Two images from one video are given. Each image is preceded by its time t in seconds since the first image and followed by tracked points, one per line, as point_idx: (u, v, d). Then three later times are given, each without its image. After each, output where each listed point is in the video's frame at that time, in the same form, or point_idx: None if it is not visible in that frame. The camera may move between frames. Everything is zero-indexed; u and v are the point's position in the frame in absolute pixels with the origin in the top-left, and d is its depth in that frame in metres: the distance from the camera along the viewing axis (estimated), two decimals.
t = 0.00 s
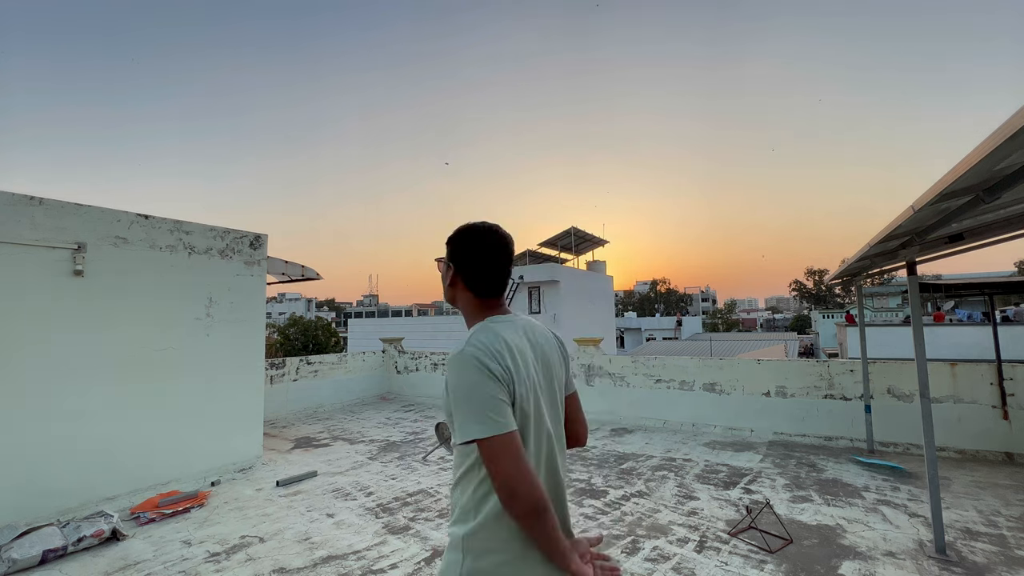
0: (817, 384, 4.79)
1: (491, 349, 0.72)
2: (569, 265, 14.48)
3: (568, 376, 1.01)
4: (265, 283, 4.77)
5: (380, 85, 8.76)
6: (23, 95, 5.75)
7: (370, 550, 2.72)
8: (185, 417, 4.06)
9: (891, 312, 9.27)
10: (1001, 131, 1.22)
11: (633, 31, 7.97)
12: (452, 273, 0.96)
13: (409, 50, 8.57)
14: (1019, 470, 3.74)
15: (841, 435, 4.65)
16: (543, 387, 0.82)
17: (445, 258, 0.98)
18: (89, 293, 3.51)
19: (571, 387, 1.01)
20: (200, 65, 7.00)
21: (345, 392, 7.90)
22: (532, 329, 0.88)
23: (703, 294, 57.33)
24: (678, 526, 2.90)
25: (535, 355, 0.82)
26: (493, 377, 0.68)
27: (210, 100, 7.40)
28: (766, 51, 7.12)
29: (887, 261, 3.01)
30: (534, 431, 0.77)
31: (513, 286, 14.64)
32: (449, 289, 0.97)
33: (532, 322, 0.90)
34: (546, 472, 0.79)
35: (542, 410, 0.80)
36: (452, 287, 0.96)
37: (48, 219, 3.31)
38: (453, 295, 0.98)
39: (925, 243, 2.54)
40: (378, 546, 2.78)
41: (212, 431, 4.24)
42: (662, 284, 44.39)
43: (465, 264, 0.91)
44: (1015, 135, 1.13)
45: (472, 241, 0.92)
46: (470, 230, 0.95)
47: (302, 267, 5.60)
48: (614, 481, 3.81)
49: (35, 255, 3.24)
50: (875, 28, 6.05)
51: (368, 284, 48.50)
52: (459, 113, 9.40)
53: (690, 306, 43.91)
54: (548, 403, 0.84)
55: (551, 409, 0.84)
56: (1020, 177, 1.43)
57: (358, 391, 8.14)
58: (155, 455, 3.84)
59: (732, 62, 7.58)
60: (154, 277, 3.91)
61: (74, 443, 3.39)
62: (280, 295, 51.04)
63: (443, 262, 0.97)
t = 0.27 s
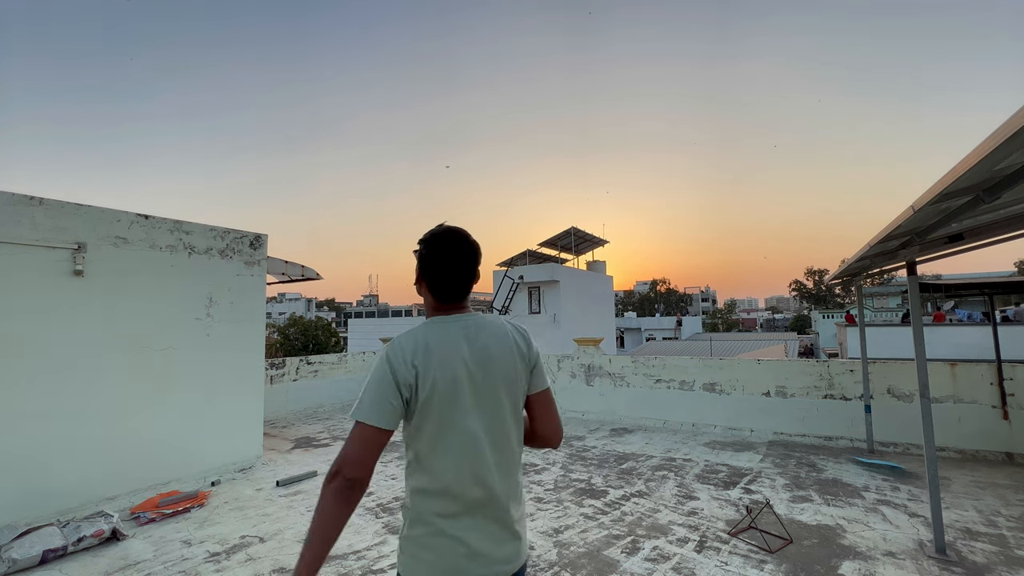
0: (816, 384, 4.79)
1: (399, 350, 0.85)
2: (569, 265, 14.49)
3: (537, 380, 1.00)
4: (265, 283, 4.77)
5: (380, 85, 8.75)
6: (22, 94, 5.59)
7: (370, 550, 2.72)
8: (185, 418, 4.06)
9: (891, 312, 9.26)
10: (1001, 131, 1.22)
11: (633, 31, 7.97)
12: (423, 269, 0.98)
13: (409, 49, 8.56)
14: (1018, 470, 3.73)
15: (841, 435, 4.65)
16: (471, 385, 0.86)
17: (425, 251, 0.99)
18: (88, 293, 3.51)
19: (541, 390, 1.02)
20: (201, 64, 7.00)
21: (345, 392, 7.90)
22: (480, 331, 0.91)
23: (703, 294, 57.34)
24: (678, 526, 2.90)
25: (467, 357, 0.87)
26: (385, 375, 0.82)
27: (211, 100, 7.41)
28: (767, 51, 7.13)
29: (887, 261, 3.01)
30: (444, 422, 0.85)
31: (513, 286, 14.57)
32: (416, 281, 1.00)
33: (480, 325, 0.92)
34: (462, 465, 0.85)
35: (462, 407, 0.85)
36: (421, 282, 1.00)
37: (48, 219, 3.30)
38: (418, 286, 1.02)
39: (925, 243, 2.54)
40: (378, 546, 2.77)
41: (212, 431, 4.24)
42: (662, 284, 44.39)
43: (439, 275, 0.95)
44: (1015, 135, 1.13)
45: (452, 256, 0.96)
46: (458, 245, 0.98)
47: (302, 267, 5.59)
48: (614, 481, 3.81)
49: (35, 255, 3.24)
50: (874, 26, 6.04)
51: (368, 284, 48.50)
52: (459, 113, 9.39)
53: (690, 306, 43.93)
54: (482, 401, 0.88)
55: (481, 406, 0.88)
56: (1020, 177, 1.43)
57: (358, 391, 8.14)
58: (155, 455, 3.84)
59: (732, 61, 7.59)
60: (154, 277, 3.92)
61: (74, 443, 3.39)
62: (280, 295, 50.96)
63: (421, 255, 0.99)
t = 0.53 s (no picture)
0: (816, 384, 4.79)
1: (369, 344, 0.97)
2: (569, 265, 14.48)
3: (506, 382, 1.01)
4: (265, 283, 4.78)
5: (380, 84, 8.74)
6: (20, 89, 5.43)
7: (370, 550, 2.72)
8: (185, 417, 4.06)
9: (891, 312, 9.26)
10: (1000, 132, 1.22)
11: (633, 30, 7.95)
12: (417, 267, 1.04)
13: (409, 49, 8.55)
14: (1019, 470, 3.73)
15: (841, 435, 4.64)
16: (428, 379, 0.92)
17: (422, 249, 1.04)
18: (88, 293, 3.51)
19: (510, 394, 1.02)
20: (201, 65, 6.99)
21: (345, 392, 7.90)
22: (446, 332, 0.96)
23: (703, 294, 57.33)
24: (678, 526, 2.90)
25: (428, 355, 0.93)
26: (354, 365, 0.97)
27: (210, 99, 7.40)
28: (768, 50, 7.13)
29: (888, 261, 3.01)
30: (401, 412, 0.93)
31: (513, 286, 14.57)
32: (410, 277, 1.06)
33: (448, 326, 0.97)
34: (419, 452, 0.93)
35: (418, 400, 0.92)
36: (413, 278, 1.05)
37: (48, 219, 3.30)
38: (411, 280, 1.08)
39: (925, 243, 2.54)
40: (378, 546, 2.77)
41: (212, 431, 4.25)
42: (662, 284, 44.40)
43: (431, 278, 1.00)
44: (1014, 135, 1.13)
45: (446, 262, 1.01)
46: (454, 251, 1.03)
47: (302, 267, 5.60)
48: (614, 481, 3.81)
49: (35, 255, 3.24)
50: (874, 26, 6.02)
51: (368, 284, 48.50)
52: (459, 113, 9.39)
53: (690, 306, 43.92)
54: (441, 397, 0.93)
55: (438, 401, 0.93)
56: (1020, 177, 1.43)
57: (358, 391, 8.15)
58: (155, 455, 3.84)
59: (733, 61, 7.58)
60: (154, 277, 3.92)
61: (74, 443, 3.39)
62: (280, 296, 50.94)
63: (418, 252, 1.04)
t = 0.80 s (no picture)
0: (816, 384, 4.79)
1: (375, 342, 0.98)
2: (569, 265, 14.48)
3: (500, 383, 1.01)
4: (265, 283, 4.78)
5: (380, 84, 8.74)
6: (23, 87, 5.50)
7: (370, 550, 2.71)
8: (185, 418, 4.06)
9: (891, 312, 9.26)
10: (1000, 131, 1.21)
11: (633, 31, 7.95)
12: (426, 274, 1.06)
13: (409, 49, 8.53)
14: (1019, 470, 3.73)
15: (841, 435, 4.64)
16: (426, 376, 0.94)
17: (433, 258, 1.07)
18: (88, 293, 3.50)
19: (503, 396, 1.02)
20: (201, 65, 6.99)
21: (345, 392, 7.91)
22: (443, 332, 0.98)
23: (702, 294, 57.38)
24: (678, 526, 2.90)
25: (427, 352, 0.95)
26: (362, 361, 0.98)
27: (210, 99, 7.39)
28: (768, 51, 7.13)
29: (887, 261, 3.01)
30: (400, 407, 0.94)
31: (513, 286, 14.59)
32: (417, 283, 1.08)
33: (447, 326, 0.99)
34: (415, 445, 0.93)
35: (417, 394, 0.93)
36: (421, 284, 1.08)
37: (48, 219, 3.30)
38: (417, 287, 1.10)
39: (925, 243, 2.54)
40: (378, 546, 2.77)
41: (212, 431, 4.25)
42: (662, 284, 44.41)
43: (439, 284, 1.03)
44: (1014, 135, 1.13)
45: (454, 273, 1.04)
46: (461, 262, 1.07)
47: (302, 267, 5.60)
48: (614, 481, 3.81)
49: (34, 255, 3.23)
50: (875, 26, 6.02)
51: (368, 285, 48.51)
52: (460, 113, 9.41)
53: (690, 306, 43.92)
54: (437, 391, 0.94)
55: (434, 396, 0.94)
56: (1020, 177, 1.43)
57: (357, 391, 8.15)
58: (155, 455, 3.84)
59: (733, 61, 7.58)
60: (154, 277, 3.92)
61: (74, 443, 3.38)
62: (280, 296, 51.00)
63: (428, 260, 1.07)
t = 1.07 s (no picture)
0: (816, 384, 4.79)
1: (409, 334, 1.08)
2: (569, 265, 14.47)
3: (516, 374, 1.19)
4: (265, 283, 4.79)
5: (379, 84, 8.73)
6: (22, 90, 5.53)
7: (370, 550, 2.71)
8: (185, 418, 4.06)
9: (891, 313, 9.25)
10: (1000, 131, 1.21)
11: (633, 31, 7.92)
12: (448, 278, 1.20)
13: (408, 49, 8.51)
14: (1019, 470, 3.72)
15: (841, 435, 4.64)
16: (456, 366, 1.07)
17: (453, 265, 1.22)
18: (88, 293, 3.50)
19: (518, 384, 1.19)
20: (201, 65, 6.98)
21: (345, 392, 7.91)
22: (468, 328, 1.12)
23: (702, 294, 57.38)
24: (678, 526, 2.90)
25: (458, 346, 1.08)
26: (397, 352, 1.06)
27: (210, 99, 7.38)
28: (767, 51, 7.11)
29: (888, 261, 3.01)
30: (433, 392, 1.06)
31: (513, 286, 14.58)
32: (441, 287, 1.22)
33: (473, 325, 1.13)
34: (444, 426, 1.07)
35: (450, 385, 1.07)
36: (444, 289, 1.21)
37: (48, 219, 3.30)
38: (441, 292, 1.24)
39: (925, 243, 2.54)
40: (378, 546, 2.77)
41: (212, 431, 4.25)
42: (662, 284, 44.39)
43: (462, 288, 1.17)
44: (1014, 135, 1.13)
45: (474, 278, 1.19)
46: (478, 267, 1.22)
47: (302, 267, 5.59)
48: (614, 481, 3.81)
49: (35, 255, 3.23)
50: (874, 26, 6.00)
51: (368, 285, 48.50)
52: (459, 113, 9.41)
53: (690, 306, 43.91)
54: (465, 380, 1.09)
55: (462, 384, 1.08)
56: (1019, 177, 1.43)
57: (358, 391, 8.15)
58: (155, 455, 3.84)
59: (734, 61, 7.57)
60: (154, 277, 3.92)
61: (74, 443, 3.38)
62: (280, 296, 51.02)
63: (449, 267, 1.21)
